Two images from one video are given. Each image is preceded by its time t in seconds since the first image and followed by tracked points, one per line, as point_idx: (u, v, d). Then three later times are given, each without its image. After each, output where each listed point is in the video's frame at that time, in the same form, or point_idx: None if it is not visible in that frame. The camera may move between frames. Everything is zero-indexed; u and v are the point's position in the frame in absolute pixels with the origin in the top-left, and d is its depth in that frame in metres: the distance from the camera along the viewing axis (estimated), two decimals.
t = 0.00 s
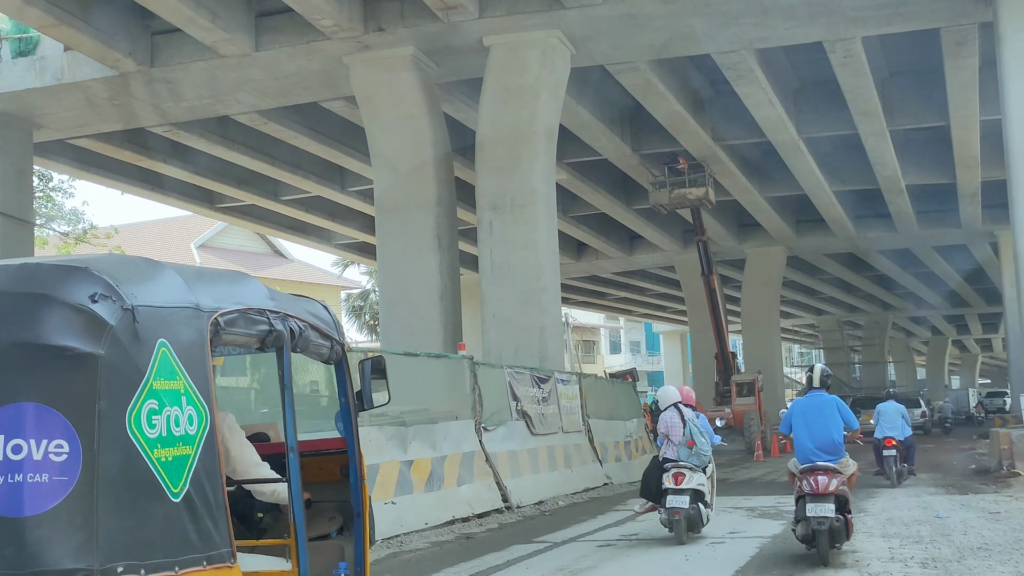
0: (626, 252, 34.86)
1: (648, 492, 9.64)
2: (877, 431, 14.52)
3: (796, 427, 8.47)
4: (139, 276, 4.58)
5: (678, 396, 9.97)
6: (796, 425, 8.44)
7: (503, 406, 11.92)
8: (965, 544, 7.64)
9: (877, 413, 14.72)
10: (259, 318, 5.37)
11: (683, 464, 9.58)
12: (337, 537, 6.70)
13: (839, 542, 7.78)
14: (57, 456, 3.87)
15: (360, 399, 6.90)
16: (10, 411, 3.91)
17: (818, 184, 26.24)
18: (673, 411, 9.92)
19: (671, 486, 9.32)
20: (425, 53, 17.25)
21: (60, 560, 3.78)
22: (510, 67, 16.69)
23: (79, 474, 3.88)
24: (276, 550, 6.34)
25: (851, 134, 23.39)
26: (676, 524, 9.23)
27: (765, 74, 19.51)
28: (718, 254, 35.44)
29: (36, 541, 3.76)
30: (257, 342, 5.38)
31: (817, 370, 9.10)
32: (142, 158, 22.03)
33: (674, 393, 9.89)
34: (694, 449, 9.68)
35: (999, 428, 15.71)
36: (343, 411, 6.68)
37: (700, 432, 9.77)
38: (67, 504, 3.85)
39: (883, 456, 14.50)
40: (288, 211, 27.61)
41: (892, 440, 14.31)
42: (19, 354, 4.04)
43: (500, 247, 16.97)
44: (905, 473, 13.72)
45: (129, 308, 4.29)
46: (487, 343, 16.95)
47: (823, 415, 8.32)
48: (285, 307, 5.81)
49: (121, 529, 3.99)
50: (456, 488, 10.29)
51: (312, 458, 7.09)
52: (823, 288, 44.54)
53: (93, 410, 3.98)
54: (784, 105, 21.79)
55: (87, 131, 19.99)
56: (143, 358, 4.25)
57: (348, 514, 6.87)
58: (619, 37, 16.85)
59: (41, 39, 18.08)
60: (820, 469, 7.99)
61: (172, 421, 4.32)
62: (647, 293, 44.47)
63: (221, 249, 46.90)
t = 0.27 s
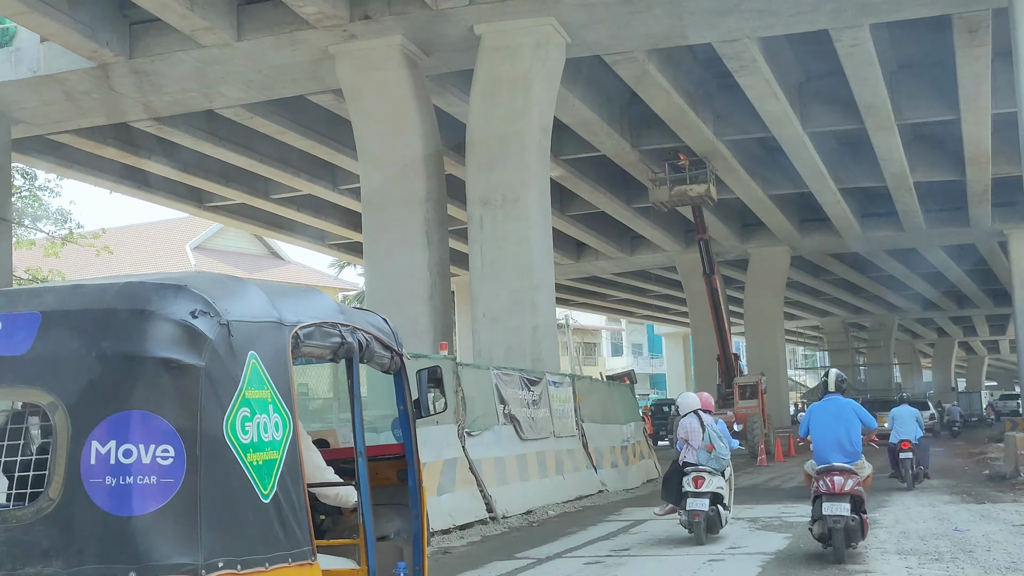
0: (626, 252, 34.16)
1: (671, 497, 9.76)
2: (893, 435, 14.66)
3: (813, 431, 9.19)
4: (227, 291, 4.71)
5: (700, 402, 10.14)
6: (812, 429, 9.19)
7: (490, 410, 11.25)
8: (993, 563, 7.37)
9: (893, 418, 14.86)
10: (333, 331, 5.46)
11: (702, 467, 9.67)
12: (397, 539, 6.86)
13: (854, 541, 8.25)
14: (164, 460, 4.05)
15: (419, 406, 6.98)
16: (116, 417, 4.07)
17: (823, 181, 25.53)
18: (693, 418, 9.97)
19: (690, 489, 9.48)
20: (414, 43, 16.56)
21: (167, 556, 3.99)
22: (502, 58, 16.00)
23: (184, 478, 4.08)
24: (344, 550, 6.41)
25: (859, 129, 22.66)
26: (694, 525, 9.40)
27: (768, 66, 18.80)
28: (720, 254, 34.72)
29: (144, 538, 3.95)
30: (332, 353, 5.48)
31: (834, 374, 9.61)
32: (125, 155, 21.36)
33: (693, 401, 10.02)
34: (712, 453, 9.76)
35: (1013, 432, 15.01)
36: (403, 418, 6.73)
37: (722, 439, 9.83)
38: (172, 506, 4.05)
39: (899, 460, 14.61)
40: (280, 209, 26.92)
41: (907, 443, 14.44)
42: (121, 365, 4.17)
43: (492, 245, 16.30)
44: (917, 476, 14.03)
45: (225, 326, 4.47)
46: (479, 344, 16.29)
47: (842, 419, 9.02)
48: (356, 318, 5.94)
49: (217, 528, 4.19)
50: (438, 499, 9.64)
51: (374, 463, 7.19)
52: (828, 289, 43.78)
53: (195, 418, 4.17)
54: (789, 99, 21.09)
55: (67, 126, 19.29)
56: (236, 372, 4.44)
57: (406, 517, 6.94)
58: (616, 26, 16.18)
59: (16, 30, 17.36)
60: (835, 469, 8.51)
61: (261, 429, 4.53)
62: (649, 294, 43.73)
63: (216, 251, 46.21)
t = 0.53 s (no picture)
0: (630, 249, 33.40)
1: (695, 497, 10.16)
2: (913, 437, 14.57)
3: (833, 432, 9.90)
4: (299, 300, 4.67)
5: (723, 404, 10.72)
6: (832, 430, 9.90)
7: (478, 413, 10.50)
8: None
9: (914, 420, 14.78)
10: (394, 339, 5.47)
11: (725, 468, 10.11)
12: (449, 538, 7.09)
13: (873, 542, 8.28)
14: (250, 464, 4.02)
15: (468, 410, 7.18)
16: (202, 421, 4.04)
17: (833, 175, 24.74)
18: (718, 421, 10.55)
19: (713, 489, 9.89)
20: (405, 29, 15.85)
21: (254, 556, 3.96)
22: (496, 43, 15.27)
23: (269, 481, 4.05)
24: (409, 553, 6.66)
25: (869, 119, 21.86)
26: (717, 524, 9.75)
27: (775, 52, 18.03)
28: (727, 251, 33.94)
29: (233, 537, 3.93)
30: (391, 361, 5.50)
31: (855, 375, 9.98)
32: (111, 150, 20.72)
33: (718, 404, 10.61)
34: (735, 454, 10.27)
35: None
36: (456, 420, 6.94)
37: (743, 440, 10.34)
38: (255, 508, 4.01)
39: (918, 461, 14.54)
40: (273, 206, 26.25)
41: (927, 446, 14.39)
42: (205, 373, 4.14)
43: (486, 239, 15.59)
44: (937, 478, 14.02)
45: (303, 335, 4.44)
46: (473, 342, 15.57)
47: (860, 421, 9.72)
48: (412, 325, 5.95)
49: (299, 529, 4.14)
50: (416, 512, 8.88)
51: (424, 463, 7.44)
52: (838, 287, 42.91)
53: (277, 422, 4.14)
54: (797, 88, 20.31)
55: (46, 119, 18.62)
56: (313, 377, 4.39)
57: (458, 516, 7.20)
58: (616, 10, 15.45)
59: None
60: (855, 470, 8.48)
61: (337, 433, 4.50)
62: (655, 293, 42.96)
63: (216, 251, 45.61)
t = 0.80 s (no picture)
0: (638, 246, 32.68)
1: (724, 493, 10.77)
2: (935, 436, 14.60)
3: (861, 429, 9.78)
4: (379, 305, 4.74)
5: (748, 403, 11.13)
6: (861, 427, 9.78)
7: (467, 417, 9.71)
8: None
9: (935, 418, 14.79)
10: (467, 344, 5.48)
11: (752, 464, 10.62)
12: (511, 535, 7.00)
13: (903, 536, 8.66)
14: (344, 463, 4.17)
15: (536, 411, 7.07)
16: (297, 424, 4.19)
17: (845, 166, 23.98)
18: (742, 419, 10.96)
19: (741, 486, 10.51)
20: (397, 15, 15.21)
21: (348, 550, 4.07)
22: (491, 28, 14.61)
23: (362, 478, 4.19)
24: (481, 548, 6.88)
25: (882, 107, 21.11)
26: (747, 519, 10.38)
27: (783, 36, 17.31)
28: (737, 247, 33.19)
29: (330, 533, 4.06)
30: (464, 368, 5.49)
31: (874, 373, 10.51)
32: (99, 147, 20.15)
33: (742, 402, 11.03)
34: (762, 451, 10.72)
35: None
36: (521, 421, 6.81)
37: (768, 438, 10.79)
38: (350, 506, 4.14)
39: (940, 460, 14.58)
40: (271, 204, 25.65)
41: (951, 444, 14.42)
42: (299, 377, 4.25)
43: (482, 234, 14.90)
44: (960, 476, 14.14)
45: (390, 342, 4.52)
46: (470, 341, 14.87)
47: (888, 418, 9.64)
48: (480, 330, 5.96)
49: (391, 523, 4.25)
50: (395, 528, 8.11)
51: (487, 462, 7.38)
52: (851, 284, 42.06)
53: (368, 422, 4.26)
54: (806, 75, 19.59)
55: (31, 114, 18.07)
56: (400, 379, 4.50)
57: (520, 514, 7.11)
58: None
59: None
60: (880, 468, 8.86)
61: (420, 434, 4.60)
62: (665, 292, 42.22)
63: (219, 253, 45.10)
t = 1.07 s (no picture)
0: (645, 242, 31.96)
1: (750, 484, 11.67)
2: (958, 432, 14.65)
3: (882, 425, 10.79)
4: (455, 316, 5.45)
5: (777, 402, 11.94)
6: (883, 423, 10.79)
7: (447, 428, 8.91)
8: None
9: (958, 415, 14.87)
10: (532, 349, 6.16)
11: (780, 460, 11.49)
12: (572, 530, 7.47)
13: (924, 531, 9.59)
14: (434, 462, 4.83)
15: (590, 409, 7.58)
16: (388, 426, 4.87)
17: (857, 157, 23.24)
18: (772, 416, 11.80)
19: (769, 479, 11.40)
20: None
21: (437, 542, 4.72)
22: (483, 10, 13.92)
23: (450, 476, 4.83)
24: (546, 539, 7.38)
25: (896, 94, 20.36)
26: (774, 511, 11.26)
27: (792, 19, 16.60)
28: (746, 242, 32.44)
29: (420, 527, 4.72)
30: (532, 370, 6.33)
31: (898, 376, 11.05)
32: (85, 142, 19.52)
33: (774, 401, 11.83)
34: (788, 447, 11.52)
35: None
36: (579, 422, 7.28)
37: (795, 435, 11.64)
38: (440, 502, 4.80)
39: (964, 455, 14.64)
40: (266, 201, 24.99)
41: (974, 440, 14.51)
42: (389, 384, 4.94)
43: (475, 226, 14.21)
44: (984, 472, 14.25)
45: (470, 348, 5.22)
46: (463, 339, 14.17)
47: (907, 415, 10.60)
48: (541, 337, 6.62)
49: (478, 518, 4.88)
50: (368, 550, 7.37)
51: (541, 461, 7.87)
52: (864, 279, 41.25)
53: (454, 424, 4.92)
54: (817, 61, 18.86)
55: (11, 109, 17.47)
56: (480, 386, 5.15)
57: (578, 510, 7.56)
58: None
59: None
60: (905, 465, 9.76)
61: (501, 436, 5.22)
62: (673, 288, 41.47)
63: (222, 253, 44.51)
